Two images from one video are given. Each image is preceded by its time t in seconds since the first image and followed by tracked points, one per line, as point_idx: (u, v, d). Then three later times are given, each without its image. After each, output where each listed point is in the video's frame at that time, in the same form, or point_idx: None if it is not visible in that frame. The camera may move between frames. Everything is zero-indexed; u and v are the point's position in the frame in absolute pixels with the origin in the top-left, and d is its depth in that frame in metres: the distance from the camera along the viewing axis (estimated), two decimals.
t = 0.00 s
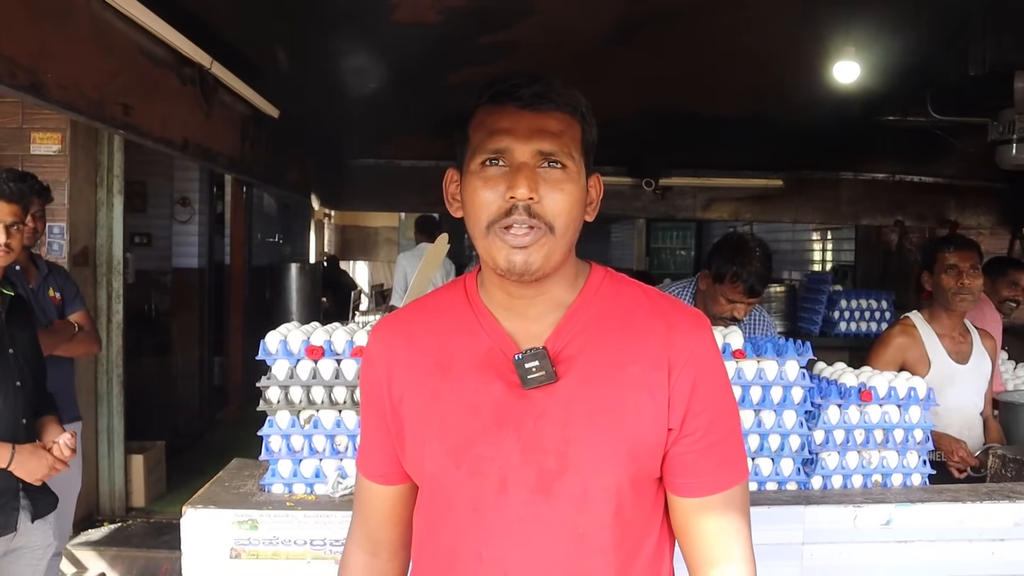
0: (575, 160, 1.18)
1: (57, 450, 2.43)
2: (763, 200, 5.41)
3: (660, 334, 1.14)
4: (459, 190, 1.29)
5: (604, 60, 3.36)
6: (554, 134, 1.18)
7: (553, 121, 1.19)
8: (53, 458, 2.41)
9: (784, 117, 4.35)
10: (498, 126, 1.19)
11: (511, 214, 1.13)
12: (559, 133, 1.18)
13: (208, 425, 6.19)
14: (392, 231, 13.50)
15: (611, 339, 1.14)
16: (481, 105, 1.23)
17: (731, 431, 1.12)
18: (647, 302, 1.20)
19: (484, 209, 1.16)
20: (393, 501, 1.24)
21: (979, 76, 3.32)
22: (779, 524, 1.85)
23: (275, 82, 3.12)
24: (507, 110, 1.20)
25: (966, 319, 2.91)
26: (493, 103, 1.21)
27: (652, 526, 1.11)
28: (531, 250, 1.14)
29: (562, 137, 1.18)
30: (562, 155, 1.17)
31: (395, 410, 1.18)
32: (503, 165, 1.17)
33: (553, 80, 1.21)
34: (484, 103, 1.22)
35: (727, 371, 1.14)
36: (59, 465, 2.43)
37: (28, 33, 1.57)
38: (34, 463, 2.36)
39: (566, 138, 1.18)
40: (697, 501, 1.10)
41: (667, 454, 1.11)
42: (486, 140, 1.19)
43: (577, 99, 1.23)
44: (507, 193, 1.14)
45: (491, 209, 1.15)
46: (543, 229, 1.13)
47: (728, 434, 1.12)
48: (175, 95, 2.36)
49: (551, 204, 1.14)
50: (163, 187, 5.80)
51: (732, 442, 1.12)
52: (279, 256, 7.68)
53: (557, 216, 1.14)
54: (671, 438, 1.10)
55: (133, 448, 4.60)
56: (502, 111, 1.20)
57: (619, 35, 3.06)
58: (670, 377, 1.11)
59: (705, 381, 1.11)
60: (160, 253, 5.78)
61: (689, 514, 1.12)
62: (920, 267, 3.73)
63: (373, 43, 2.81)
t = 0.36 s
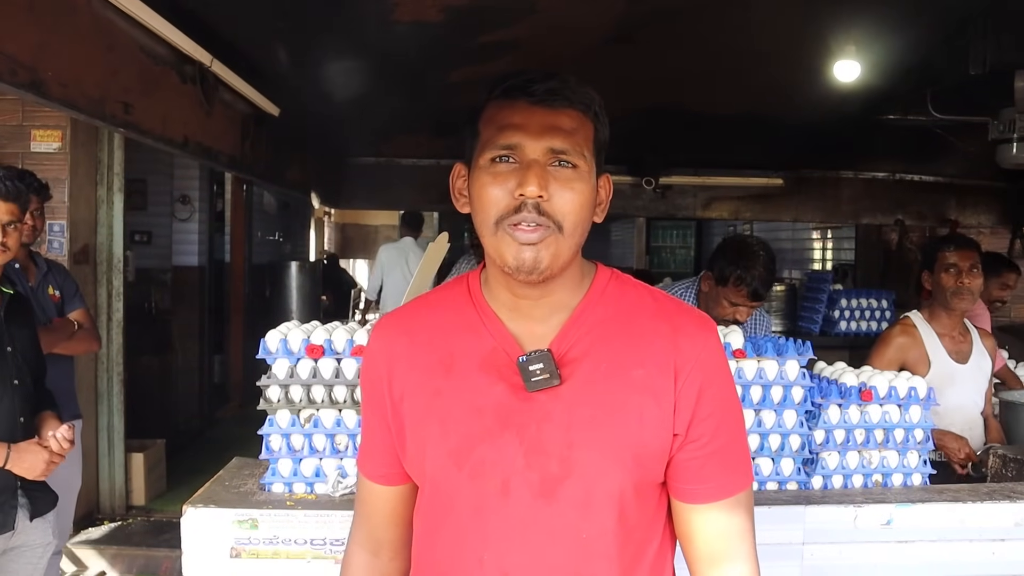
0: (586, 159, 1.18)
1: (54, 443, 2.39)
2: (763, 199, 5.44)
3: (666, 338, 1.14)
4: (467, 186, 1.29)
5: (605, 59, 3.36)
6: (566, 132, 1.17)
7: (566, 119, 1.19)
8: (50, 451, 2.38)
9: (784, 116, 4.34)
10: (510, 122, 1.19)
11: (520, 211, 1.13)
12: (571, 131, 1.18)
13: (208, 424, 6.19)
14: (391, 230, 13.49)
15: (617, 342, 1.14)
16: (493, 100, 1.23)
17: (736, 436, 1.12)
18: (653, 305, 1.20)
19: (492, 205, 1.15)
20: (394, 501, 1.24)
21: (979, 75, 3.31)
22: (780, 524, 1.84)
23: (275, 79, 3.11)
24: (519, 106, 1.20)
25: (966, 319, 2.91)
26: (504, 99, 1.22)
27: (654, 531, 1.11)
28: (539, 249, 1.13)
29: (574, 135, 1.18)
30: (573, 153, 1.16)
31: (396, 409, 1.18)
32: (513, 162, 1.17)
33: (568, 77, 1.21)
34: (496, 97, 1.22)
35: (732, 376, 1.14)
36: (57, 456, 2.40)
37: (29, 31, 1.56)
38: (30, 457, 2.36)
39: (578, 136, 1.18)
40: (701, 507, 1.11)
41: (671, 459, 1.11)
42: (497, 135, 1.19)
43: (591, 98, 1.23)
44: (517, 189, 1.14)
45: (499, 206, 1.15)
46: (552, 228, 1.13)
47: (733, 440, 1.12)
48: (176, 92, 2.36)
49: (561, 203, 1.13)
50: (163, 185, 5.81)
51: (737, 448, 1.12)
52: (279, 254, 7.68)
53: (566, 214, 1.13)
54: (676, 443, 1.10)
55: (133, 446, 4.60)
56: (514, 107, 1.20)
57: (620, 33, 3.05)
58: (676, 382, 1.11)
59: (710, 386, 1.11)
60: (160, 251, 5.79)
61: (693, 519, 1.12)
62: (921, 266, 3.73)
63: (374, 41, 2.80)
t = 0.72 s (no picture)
0: (582, 158, 1.18)
1: (53, 433, 2.38)
2: (763, 199, 5.45)
3: (660, 340, 1.14)
4: (457, 183, 1.29)
5: (605, 58, 3.36)
6: (563, 131, 1.18)
7: (563, 117, 1.19)
8: (49, 442, 2.37)
9: (784, 115, 4.34)
10: (505, 120, 1.19)
11: (516, 211, 1.13)
12: (568, 130, 1.18)
13: (207, 422, 6.19)
14: (391, 228, 13.48)
15: (609, 345, 1.14)
16: (488, 96, 1.22)
17: (728, 440, 1.13)
18: (645, 306, 1.20)
19: (486, 204, 1.15)
20: (376, 505, 1.23)
21: (980, 75, 3.31)
22: (779, 523, 1.85)
23: (275, 78, 3.11)
24: (514, 104, 1.20)
25: (966, 319, 2.91)
26: (500, 95, 1.21)
27: (645, 535, 1.11)
28: (534, 250, 1.14)
29: (571, 134, 1.18)
30: (570, 152, 1.17)
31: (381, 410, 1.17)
32: (508, 161, 1.17)
33: (564, 74, 1.21)
34: (491, 93, 1.22)
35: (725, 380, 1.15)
36: (58, 446, 2.39)
37: (29, 30, 1.56)
38: (32, 451, 2.36)
39: (575, 135, 1.18)
40: (694, 510, 1.12)
41: (664, 463, 1.11)
42: (491, 133, 1.19)
43: (587, 96, 1.23)
44: (512, 189, 1.14)
45: (493, 206, 1.15)
46: (548, 228, 1.13)
47: (725, 443, 1.12)
48: (176, 91, 2.35)
49: (557, 203, 1.14)
50: (163, 183, 5.79)
51: (729, 451, 1.13)
52: (279, 253, 7.68)
53: (562, 215, 1.14)
54: (669, 447, 1.10)
55: (133, 445, 4.61)
56: (509, 104, 1.20)
57: (620, 32, 3.05)
58: (670, 385, 1.11)
59: (704, 389, 1.11)
60: (160, 249, 5.76)
61: (685, 523, 1.13)
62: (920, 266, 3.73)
63: (373, 40, 2.81)
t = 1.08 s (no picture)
0: (560, 156, 1.19)
1: (48, 429, 2.40)
2: (759, 198, 5.45)
3: (640, 339, 1.14)
4: (435, 182, 1.29)
5: (602, 57, 3.35)
6: (541, 129, 1.18)
7: (541, 115, 1.19)
8: (44, 437, 2.38)
9: (782, 115, 4.35)
10: (483, 117, 1.19)
11: (494, 208, 1.13)
12: (546, 127, 1.18)
13: (203, 421, 6.18)
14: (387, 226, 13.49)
15: (587, 344, 1.15)
16: (465, 94, 1.23)
17: (706, 438, 1.14)
18: (623, 305, 1.20)
19: (464, 201, 1.16)
20: (352, 506, 1.22)
21: (976, 75, 3.32)
22: (774, 521, 1.85)
23: (271, 75, 3.10)
24: (492, 101, 1.20)
25: (961, 318, 2.91)
26: (478, 93, 1.22)
27: (624, 535, 1.12)
28: (512, 246, 1.14)
29: (549, 132, 1.18)
30: (548, 150, 1.17)
31: (358, 411, 1.17)
32: (486, 158, 1.17)
33: (542, 73, 1.22)
34: (468, 92, 1.22)
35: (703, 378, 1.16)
36: (53, 442, 2.40)
37: (25, 27, 1.56)
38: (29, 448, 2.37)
39: (553, 133, 1.19)
40: (672, 509, 1.12)
41: (643, 462, 1.12)
42: (469, 130, 1.19)
43: (565, 95, 1.24)
44: (490, 185, 1.14)
45: (471, 201, 1.15)
46: (527, 224, 1.14)
47: (703, 442, 1.13)
48: (172, 88, 2.34)
49: (536, 199, 1.14)
50: (159, 181, 5.77)
51: (706, 450, 1.14)
52: (275, 251, 7.67)
53: (541, 211, 1.14)
54: (648, 445, 1.11)
55: (129, 443, 4.60)
56: (487, 102, 1.20)
57: (618, 31, 3.05)
58: (649, 384, 1.11)
59: (682, 388, 1.12)
60: (156, 247, 5.73)
61: (664, 521, 1.13)
62: (916, 266, 3.73)
63: (371, 38, 2.81)
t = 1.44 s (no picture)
0: (541, 154, 1.19)
1: (46, 429, 2.42)
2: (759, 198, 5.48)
3: (625, 339, 1.15)
4: (418, 182, 1.30)
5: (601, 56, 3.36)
6: (521, 127, 1.19)
7: (521, 113, 1.20)
8: (42, 436, 2.40)
9: (781, 115, 4.35)
10: (463, 117, 1.20)
11: (475, 206, 1.13)
12: (526, 126, 1.19)
13: (202, 419, 6.18)
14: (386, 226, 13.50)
15: (572, 343, 1.15)
16: (446, 94, 1.23)
17: (692, 437, 1.14)
18: (609, 304, 1.21)
19: (445, 200, 1.16)
20: (342, 507, 1.23)
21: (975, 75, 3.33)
22: (772, 521, 1.86)
23: (271, 74, 3.10)
24: (472, 100, 1.21)
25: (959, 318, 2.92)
26: (458, 93, 1.22)
27: (611, 535, 1.12)
28: (493, 244, 1.14)
29: (529, 130, 1.19)
30: (528, 148, 1.18)
31: (346, 412, 1.17)
32: (466, 157, 1.18)
33: (522, 72, 1.22)
34: (448, 92, 1.23)
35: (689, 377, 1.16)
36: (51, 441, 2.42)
37: (26, 26, 1.56)
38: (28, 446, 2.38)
39: (533, 131, 1.19)
40: (659, 508, 1.12)
41: (628, 461, 1.12)
42: (449, 130, 1.20)
43: (545, 94, 1.24)
44: (470, 184, 1.14)
45: (452, 200, 1.15)
46: (507, 222, 1.14)
47: (689, 441, 1.13)
48: (172, 87, 2.34)
49: (516, 197, 1.14)
50: (158, 180, 5.77)
51: (693, 449, 1.14)
52: (274, 250, 7.67)
53: (521, 208, 1.14)
54: (634, 444, 1.11)
55: (127, 442, 4.60)
56: (467, 101, 1.21)
57: (618, 31, 3.05)
58: (634, 383, 1.12)
59: (668, 387, 1.12)
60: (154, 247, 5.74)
61: (650, 521, 1.13)
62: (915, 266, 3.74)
63: (371, 38, 2.81)
